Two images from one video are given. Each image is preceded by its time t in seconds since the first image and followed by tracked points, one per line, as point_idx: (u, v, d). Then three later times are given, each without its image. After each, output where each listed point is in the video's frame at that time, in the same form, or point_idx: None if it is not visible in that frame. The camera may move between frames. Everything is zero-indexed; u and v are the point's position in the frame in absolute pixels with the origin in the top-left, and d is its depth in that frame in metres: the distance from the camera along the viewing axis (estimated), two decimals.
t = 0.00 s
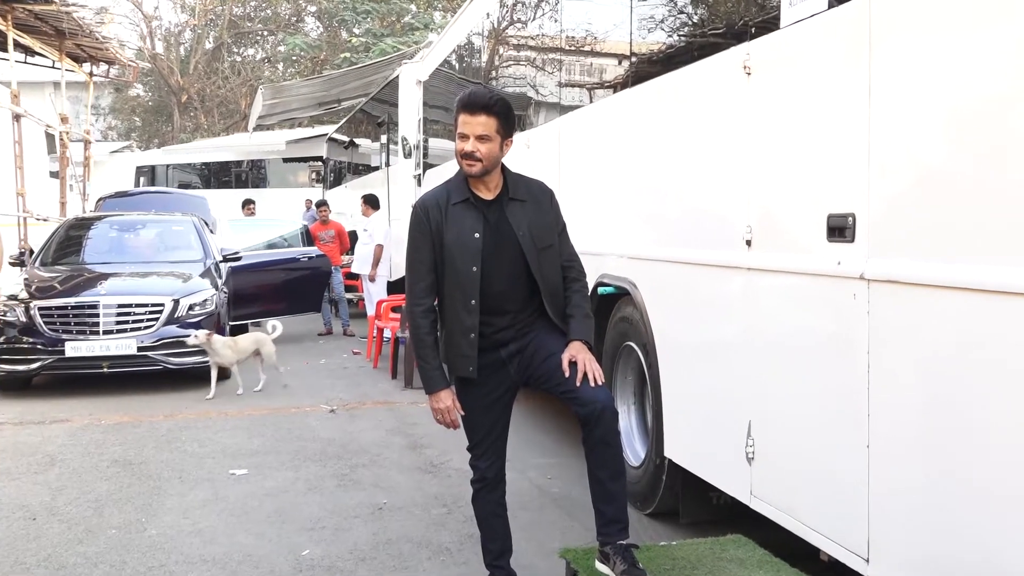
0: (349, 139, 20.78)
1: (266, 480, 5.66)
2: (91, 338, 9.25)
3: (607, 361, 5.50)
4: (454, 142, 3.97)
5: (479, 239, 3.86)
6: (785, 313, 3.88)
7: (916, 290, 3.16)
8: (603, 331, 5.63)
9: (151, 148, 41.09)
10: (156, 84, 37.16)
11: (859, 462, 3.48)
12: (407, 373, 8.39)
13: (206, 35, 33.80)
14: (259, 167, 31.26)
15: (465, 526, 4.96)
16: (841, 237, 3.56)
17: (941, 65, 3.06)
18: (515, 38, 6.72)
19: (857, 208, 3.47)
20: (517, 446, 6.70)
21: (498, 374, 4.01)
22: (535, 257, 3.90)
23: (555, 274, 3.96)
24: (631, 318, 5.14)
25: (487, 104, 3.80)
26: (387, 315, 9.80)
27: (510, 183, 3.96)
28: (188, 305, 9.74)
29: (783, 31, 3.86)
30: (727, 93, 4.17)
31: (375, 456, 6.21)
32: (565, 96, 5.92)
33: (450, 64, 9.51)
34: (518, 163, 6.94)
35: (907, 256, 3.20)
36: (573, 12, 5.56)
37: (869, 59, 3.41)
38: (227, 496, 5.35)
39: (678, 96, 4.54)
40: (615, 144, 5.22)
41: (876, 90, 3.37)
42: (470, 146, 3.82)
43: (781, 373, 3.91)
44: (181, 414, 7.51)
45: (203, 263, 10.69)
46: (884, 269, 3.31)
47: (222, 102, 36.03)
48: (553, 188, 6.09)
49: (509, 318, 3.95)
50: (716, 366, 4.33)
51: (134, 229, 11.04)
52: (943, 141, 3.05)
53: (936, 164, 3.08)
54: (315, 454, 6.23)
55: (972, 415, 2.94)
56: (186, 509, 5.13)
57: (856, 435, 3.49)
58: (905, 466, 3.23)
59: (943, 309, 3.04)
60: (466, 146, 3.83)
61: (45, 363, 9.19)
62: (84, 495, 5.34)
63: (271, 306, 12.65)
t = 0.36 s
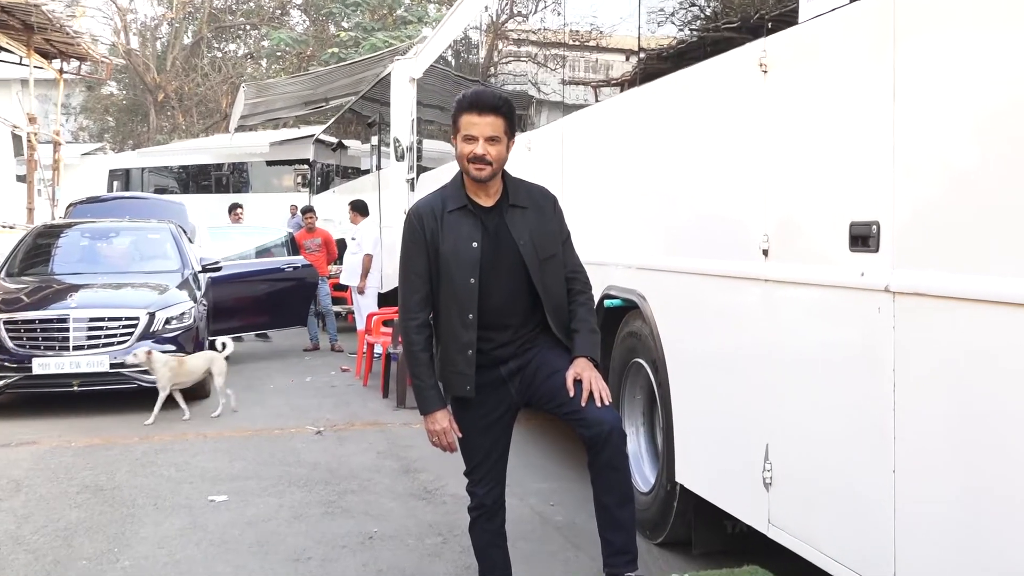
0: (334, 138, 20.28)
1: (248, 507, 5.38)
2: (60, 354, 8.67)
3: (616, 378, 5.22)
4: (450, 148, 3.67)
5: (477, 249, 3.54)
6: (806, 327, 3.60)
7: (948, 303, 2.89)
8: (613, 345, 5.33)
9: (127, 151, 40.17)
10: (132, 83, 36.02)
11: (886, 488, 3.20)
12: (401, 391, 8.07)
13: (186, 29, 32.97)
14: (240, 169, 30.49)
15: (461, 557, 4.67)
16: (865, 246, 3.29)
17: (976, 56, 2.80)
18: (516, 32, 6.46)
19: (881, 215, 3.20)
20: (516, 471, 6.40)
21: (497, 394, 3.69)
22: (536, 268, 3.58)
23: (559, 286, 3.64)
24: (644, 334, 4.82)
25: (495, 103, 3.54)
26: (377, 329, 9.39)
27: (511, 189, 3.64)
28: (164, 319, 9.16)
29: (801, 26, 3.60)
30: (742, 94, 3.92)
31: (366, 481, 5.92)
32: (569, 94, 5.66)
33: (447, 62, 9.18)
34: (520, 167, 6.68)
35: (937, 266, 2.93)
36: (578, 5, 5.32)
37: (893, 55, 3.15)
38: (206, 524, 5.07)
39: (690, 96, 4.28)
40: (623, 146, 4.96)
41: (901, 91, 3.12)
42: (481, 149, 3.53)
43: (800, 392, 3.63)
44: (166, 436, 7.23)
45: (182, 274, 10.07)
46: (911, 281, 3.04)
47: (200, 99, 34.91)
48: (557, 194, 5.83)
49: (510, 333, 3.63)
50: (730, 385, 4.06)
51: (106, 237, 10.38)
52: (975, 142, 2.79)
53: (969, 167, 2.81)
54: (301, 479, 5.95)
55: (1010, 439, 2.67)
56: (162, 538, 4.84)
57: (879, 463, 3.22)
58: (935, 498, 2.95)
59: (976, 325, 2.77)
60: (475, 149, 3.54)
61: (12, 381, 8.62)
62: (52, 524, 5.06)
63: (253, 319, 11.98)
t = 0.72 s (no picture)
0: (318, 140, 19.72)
1: (230, 537, 5.12)
2: (28, 374, 7.91)
3: (626, 397, 4.95)
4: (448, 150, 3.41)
5: (476, 259, 3.28)
6: (827, 344, 3.35)
7: (984, 318, 2.64)
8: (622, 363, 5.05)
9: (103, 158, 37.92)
10: (105, 82, 33.94)
11: (915, 520, 2.94)
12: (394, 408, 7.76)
13: (163, 25, 30.90)
14: (223, 174, 28.90)
15: None
16: (891, 255, 3.04)
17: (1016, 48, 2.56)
18: (517, 27, 6.21)
19: (909, 222, 2.95)
20: (519, 497, 6.13)
21: (498, 414, 3.41)
22: (540, 279, 3.32)
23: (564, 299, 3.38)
24: (656, 351, 4.55)
25: (499, 104, 3.28)
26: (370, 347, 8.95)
27: (512, 195, 3.38)
28: (142, 335, 8.35)
29: (820, 21, 3.36)
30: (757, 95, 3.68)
31: (357, 508, 5.66)
32: (573, 92, 5.39)
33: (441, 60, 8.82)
34: (521, 172, 6.42)
35: (972, 278, 2.68)
36: None
37: (920, 51, 2.91)
38: (185, 555, 4.81)
39: (702, 96, 4.04)
40: (631, 148, 4.70)
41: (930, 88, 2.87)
42: (484, 153, 3.27)
43: (822, 415, 3.37)
44: (154, 460, 6.98)
45: (159, 286, 9.31)
46: (942, 293, 2.79)
47: (181, 101, 32.50)
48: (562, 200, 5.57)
49: (511, 350, 3.36)
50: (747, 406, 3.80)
51: (79, 246, 9.60)
52: (1015, 144, 2.55)
53: (1009, 169, 2.57)
54: (287, 506, 5.69)
55: None
56: (137, 571, 4.60)
57: (907, 493, 2.97)
58: (974, 533, 2.70)
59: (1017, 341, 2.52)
60: (478, 153, 3.28)
61: None
62: (20, 556, 4.81)
63: (235, 335, 11.06)
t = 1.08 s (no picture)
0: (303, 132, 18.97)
1: (214, 557, 4.90)
2: None
3: (639, 408, 4.71)
4: (446, 144, 3.19)
5: (475, 258, 3.04)
6: (853, 350, 3.10)
7: None
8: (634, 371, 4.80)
9: (71, 149, 35.51)
10: (78, 70, 31.91)
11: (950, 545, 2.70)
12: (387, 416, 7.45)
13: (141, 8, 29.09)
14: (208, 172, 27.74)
15: None
16: (921, 255, 2.80)
17: None
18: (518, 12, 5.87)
19: (942, 220, 2.72)
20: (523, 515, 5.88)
21: (500, 426, 3.16)
22: (545, 280, 3.08)
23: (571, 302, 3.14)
24: (671, 357, 4.30)
25: (499, 94, 3.06)
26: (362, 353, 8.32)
27: (513, 191, 3.14)
28: (118, 341, 7.71)
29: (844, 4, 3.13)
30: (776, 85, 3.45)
31: (350, 526, 5.43)
32: (580, 80, 5.08)
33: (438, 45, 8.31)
34: (525, 165, 6.12)
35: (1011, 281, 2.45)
36: None
37: (953, 38, 2.68)
38: None
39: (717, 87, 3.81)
40: (643, 141, 4.44)
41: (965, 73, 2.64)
42: (484, 146, 3.05)
43: (847, 429, 3.13)
44: (140, 474, 6.73)
45: (136, 288, 8.62)
46: (976, 296, 2.55)
47: (160, 88, 30.68)
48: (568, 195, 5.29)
49: (514, 356, 3.12)
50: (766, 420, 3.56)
51: (52, 246, 8.97)
52: None
53: None
54: (274, 524, 5.46)
55: None
56: None
57: (940, 514, 2.74)
58: (1013, 564, 2.47)
59: None
60: (477, 146, 3.06)
61: None
62: None
63: (217, 342, 10.35)
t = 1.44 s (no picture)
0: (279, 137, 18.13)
1: None
2: None
3: (653, 430, 4.32)
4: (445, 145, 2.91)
5: (477, 268, 2.74)
6: (887, 369, 2.78)
7: None
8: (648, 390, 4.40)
9: (38, 145, 32.37)
10: (46, 63, 28.36)
11: None
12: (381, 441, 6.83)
13: None
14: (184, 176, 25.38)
15: None
16: (959, 267, 2.50)
17: None
18: None
19: (983, 227, 2.42)
20: (524, 549, 5.56)
21: (503, 452, 2.86)
22: (552, 294, 2.77)
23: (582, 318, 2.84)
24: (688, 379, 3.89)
25: (502, 90, 2.78)
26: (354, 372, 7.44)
27: (517, 194, 2.85)
28: (87, 357, 6.97)
29: None
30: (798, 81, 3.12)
31: (341, 561, 5.16)
32: (591, 76, 4.52)
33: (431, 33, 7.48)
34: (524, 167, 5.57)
35: None
36: None
37: (994, 30, 2.40)
38: None
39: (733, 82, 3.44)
40: (653, 142, 4.01)
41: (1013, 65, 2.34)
42: (485, 146, 2.77)
43: (881, 457, 2.80)
44: (112, 501, 6.37)
45: (107, 301, 7.79)
46: None
47: (135, 82, 26.90)
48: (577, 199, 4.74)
49: (518, 377, 2.82)
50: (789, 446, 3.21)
51: (14, 254, 8.09)
52: None
53: None
54: (254, 560, 5.18)
55: None
56: None
57: (988, 553, 2.43)
58: None
59: None
60: (477, 147, 2.78)
61: None
62: None
63: (195, 358, 9.17)
